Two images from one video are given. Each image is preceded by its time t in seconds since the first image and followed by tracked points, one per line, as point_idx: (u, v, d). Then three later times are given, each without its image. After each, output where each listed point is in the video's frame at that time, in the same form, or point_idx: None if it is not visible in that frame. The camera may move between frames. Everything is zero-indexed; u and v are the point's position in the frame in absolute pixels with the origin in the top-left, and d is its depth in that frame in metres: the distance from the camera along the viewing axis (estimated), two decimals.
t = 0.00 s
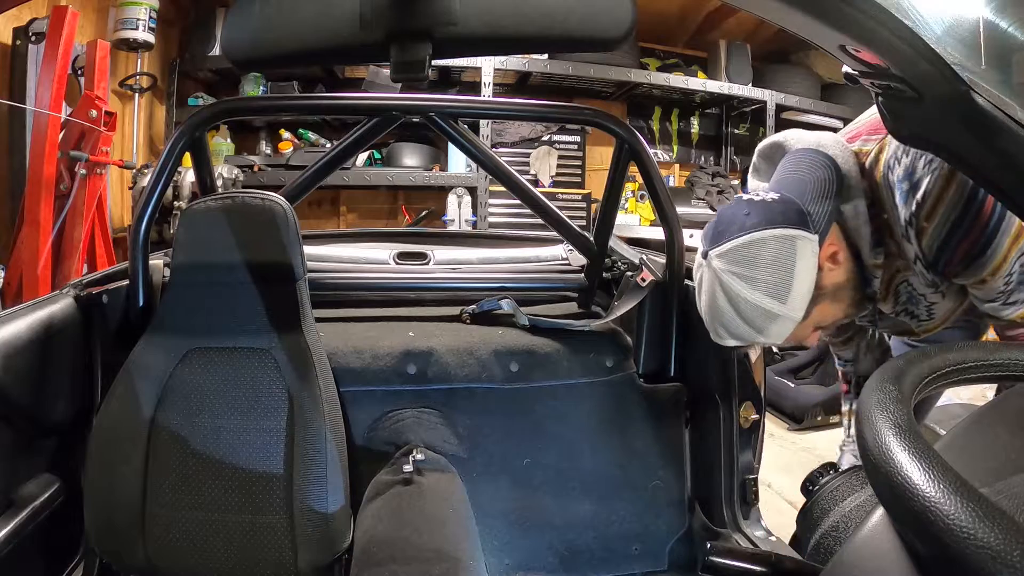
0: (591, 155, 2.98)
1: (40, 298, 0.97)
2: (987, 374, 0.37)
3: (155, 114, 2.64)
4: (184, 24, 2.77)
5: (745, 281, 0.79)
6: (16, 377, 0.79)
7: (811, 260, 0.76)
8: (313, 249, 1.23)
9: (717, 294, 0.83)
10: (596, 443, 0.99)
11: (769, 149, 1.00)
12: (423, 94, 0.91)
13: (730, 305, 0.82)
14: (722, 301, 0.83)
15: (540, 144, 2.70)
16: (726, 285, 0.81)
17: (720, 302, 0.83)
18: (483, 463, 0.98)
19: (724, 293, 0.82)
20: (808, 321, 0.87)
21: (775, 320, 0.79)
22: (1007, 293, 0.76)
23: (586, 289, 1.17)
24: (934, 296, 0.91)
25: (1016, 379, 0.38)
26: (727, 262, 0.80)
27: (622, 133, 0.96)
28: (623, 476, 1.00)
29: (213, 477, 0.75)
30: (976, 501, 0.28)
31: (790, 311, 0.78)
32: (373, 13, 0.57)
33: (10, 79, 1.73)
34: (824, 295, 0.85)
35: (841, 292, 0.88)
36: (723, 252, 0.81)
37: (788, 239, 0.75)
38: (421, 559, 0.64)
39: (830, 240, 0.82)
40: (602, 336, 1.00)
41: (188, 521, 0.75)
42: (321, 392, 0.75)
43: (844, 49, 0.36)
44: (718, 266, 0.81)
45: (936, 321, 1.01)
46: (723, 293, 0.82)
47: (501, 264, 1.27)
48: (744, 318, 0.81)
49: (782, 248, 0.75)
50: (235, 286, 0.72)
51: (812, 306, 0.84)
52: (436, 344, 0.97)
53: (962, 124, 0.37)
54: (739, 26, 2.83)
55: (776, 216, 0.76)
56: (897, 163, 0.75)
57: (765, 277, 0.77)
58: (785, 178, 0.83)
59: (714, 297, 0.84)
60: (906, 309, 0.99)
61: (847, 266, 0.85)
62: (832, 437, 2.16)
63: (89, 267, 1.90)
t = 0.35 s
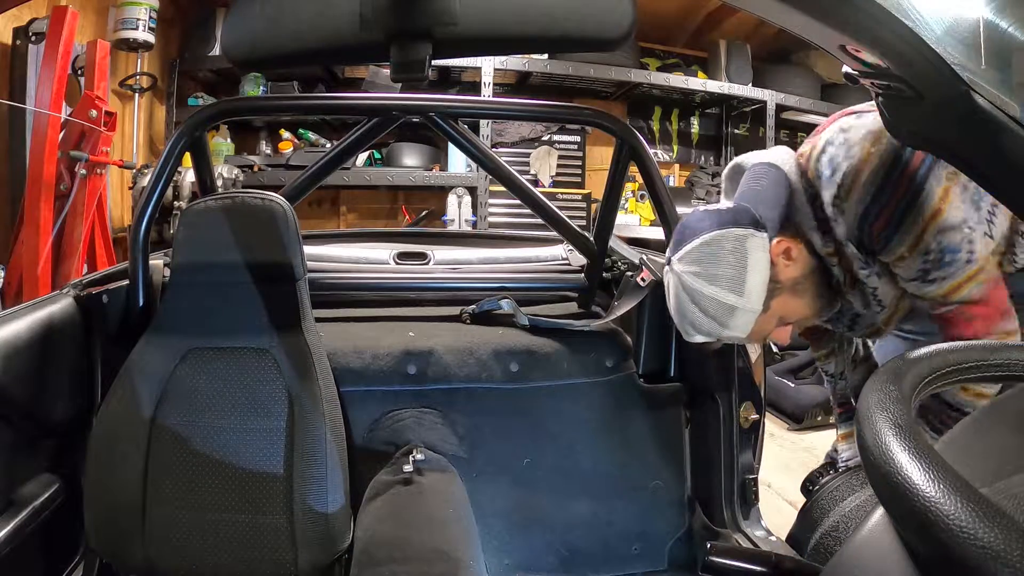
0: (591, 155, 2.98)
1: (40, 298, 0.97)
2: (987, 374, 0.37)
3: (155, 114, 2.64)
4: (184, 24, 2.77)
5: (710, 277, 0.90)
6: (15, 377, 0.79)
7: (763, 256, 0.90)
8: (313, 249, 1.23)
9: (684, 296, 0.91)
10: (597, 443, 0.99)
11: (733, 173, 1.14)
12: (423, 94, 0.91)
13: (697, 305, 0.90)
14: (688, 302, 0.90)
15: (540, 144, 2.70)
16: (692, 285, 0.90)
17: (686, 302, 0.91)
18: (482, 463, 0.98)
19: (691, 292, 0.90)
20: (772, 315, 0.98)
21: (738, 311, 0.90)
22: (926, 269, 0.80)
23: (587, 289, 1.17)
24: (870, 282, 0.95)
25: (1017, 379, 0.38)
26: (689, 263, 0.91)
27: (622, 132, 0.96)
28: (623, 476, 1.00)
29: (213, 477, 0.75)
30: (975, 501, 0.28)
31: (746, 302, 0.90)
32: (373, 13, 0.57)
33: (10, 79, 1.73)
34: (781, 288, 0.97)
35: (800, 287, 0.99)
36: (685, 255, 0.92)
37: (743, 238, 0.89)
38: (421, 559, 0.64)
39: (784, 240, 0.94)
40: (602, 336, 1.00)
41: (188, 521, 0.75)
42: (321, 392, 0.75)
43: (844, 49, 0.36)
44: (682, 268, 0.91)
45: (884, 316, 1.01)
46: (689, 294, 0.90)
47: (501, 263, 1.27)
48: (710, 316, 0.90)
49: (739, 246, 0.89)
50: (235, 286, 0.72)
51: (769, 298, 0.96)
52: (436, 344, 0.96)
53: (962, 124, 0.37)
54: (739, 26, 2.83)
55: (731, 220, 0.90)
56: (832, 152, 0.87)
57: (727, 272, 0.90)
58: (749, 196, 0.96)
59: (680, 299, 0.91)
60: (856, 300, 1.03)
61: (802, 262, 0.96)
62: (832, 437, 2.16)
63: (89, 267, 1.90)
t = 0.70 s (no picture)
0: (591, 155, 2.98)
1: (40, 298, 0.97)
2: (986, 374, 0.37)
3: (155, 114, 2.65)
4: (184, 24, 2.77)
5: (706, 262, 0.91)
6: (15, 377, 0.79)
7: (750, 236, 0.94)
8: (313, 249, 1.23)
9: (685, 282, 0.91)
10: (597, 443, 0.99)
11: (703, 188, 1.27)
12: (423, 94, 0.91)
13: (699, 287, 0.90)
14: (691, 285, 0.91)
15: (540, 144, 2.70)
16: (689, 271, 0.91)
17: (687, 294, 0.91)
18: (482, 463, 0.98)
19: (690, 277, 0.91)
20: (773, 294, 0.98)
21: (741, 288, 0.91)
22: (891, 245, 0.84)
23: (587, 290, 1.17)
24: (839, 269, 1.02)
25: (1017, 379, 0.38)
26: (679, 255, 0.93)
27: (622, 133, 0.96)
28: (623, 476, 1.00)
29: (213, 477, 0.75)
30: (974, 500, 0.28)
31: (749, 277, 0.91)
32: (373, 13, 0.57)
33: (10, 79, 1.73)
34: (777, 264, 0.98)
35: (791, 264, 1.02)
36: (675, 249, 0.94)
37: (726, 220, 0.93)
38: (421, 559, 0.64)
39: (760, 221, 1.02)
40: (602, 336, 1.00)
41: (187, 520, 0.75)
42: (321, 392, 0.75)
43: (844, 49, 0.36)
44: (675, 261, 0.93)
45: (861, 299, 1.08)
46: (691, 279, 0.91)
47: (501, 263, 1.27)
48: (716, 294, 0.90)
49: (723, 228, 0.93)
50: (235, 286, 0.72)
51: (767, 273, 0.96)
52: (436, 344, 0.96)
53: (963, 124, 0.37)
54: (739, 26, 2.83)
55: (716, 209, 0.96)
56: (789, 153, 0.97)
57: (720, 253, 0.92)
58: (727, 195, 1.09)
59: (680, 286, 0.91)
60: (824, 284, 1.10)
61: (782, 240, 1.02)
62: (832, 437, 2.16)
63: (89, 267, 1.90)
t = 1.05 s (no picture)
0: (591, 155, 2.98)
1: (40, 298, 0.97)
2: (985, 374, 0.37)
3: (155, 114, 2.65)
4: (184, 24, 2.77)
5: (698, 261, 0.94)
6: (15, 377, 0.79)
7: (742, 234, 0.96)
8: (313, 249, 1.23)
9: (676, 281, 0.94)
10: (597, 443, 0.99)
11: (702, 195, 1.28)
12: (424, 94, 0.91)
13: (690, 287, 0.93)
14: (682, 285, 0.93)
15: (540, 144, 2.70)
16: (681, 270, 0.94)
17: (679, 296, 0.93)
18: (483, 463, 0.98)
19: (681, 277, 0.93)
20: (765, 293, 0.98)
21: (731, 286, 0.93)
22: (899, 249, 0.83)
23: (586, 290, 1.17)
24: (840, 275, 1.01)
25: (1017, 379, 0.38)
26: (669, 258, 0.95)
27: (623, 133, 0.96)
28: (623, 476, 1.00)
29: (213, 477, 0.75)
30: (974, 500, 0.28)
31: (739, 275, 0.93)
32: (373, 13, 0.57)
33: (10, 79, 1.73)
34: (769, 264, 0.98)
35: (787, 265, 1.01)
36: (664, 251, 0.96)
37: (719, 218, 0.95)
38: (421, 558, 0.64)
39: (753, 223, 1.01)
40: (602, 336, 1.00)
41: (187, 520, 0.75)
42: (321, 392, 0.75)
43: (844, 48, 0.36)
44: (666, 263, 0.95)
45: (863, 305, 1.09)
46: (682, 278, 0.93)
47: (501, 264, 1.27)
48: (707, 293, 0.92)
49: (715, 226, 0.95)
50: (234, 286, 0.72)
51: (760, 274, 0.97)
52: (436, 344, 0.96)
53: (963, 124, 0.37)
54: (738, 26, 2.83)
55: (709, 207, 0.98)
56: (787, 160, 0.96)
57: (711, 252, 0.94)
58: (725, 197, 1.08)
59: (672, 285, 0.94)
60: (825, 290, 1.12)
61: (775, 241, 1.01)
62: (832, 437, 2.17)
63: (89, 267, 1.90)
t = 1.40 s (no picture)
0: (591, 155, 2.98)
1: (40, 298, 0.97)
2: (986, 374, 0.37)
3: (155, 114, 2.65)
4: (184, 24, 2.77)
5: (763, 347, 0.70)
6: (15, 377, 0.79)
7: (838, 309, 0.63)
8: (313, 250, 1.23)
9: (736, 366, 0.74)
10: (597, 443, 0.99)
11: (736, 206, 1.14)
12: (424, 94, 0.91)
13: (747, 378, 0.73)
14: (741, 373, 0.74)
15: (540, 144, 2.70)
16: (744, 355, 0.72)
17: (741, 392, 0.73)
18: (482, 463, 0.98)
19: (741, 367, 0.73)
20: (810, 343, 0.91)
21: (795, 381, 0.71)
22: None
23: (586, 290, 1.17)
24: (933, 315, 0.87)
25: (1016, 379, 0.38)
26: (749, 341, 0.68)
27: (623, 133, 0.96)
28: (623, 477, 1.00)
29: (213, 477, 0.75)
30: (975, 500, 0.28)
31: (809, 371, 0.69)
32: (373, 13, 0.57)
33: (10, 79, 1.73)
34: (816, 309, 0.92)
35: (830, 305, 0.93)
36: (741, 331, 0.69)
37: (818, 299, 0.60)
38: (421, 559, 0.64)
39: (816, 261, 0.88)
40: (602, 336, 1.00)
41: (187, 520, 0.75)
42: (321, 391, 0.75)
43: (844, 48, 0.36)
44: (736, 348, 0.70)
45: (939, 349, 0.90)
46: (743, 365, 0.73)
47: (501, 264, 1.27)
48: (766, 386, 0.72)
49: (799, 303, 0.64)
50: (234, 286, 0.72)
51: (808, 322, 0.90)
52: (436, 344, 0.96)
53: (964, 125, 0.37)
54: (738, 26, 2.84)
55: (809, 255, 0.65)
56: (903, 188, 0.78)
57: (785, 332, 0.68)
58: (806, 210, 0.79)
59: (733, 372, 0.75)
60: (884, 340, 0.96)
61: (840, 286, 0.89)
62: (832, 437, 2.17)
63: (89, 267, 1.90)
